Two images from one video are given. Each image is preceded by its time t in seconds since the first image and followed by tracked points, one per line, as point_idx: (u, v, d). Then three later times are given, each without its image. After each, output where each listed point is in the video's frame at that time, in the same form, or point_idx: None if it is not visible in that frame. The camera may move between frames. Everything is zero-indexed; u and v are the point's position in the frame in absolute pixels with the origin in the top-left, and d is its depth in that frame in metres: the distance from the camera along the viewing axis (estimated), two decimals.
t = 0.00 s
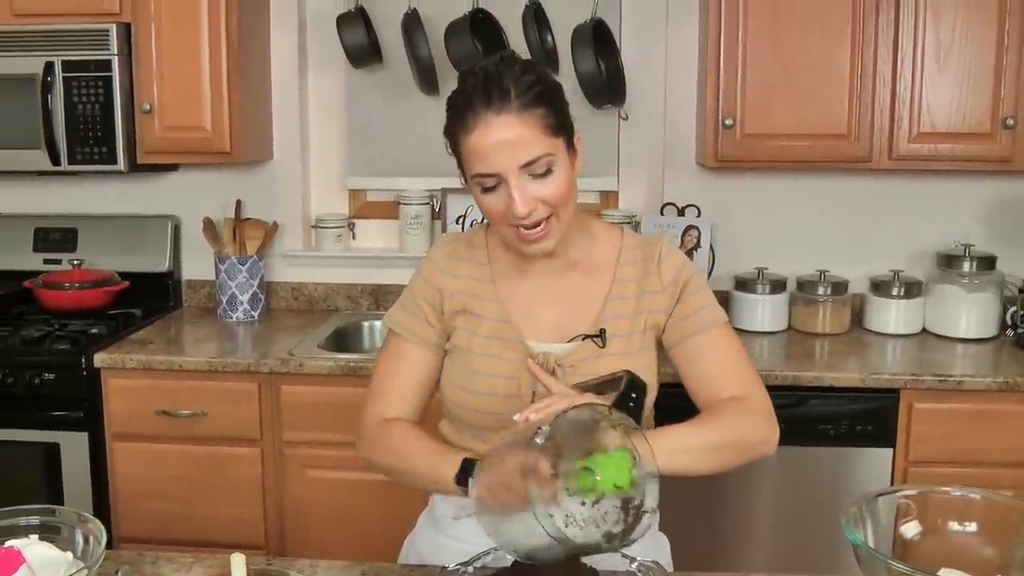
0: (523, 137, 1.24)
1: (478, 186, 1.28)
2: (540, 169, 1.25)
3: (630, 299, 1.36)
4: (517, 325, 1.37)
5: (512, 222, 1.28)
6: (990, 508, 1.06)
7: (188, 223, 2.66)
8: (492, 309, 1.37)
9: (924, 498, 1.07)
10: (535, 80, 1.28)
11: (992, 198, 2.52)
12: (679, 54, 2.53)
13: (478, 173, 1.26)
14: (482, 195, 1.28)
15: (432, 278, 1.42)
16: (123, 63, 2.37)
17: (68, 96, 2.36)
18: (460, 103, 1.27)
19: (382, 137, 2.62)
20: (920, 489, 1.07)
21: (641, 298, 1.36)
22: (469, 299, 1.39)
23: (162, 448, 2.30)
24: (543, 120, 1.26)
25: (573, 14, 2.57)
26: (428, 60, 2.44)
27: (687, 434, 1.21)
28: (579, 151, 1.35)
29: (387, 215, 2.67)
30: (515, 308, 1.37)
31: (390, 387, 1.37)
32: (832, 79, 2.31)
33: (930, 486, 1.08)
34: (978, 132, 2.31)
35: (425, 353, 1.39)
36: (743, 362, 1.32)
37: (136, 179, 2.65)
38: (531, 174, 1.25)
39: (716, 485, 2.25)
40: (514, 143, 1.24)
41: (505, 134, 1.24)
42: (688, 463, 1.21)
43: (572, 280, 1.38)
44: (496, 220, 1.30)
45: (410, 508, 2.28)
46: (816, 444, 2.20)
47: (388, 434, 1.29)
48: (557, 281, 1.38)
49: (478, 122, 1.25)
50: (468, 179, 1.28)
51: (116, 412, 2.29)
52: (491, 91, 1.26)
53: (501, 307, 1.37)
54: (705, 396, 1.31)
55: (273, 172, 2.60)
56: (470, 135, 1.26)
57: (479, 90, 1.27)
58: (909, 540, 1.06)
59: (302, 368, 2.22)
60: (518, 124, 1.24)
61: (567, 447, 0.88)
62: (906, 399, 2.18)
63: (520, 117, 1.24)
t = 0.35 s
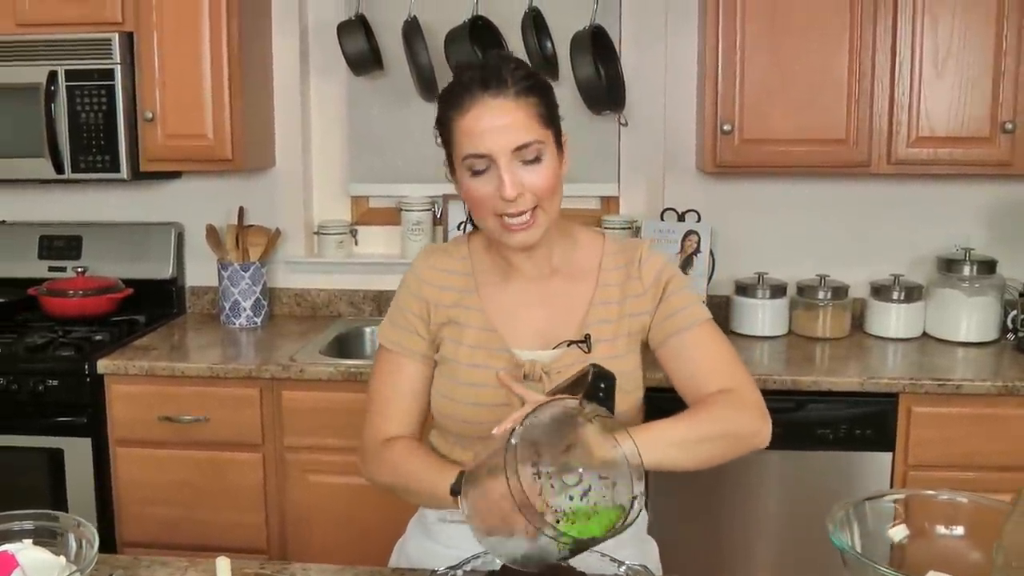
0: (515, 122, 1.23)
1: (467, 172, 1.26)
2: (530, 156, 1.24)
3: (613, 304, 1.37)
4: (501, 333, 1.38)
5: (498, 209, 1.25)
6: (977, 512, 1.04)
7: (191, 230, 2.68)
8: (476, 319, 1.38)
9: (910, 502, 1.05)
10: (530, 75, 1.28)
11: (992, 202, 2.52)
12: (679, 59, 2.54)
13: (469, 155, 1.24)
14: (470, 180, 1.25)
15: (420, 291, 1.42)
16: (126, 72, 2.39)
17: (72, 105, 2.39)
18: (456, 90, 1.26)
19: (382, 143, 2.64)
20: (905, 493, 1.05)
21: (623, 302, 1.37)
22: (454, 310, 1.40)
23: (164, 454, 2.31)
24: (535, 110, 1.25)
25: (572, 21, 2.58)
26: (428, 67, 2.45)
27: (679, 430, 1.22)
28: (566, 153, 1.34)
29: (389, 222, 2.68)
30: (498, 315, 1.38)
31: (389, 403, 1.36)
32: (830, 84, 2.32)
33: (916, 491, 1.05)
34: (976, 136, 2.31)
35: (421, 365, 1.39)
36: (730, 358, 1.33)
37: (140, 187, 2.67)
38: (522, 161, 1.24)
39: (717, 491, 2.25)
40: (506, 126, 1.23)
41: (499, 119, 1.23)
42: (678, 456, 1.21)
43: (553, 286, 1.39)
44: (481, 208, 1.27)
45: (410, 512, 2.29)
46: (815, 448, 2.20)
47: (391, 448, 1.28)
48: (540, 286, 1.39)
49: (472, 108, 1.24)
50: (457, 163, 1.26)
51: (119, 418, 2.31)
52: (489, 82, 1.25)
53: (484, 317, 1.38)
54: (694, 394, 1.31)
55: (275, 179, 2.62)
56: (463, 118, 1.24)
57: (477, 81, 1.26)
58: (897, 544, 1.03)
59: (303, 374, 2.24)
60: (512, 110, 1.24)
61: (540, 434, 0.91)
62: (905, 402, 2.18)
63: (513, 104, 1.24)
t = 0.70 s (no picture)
0: (524, 116, 1.22)
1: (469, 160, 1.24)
2: (534, 153, 1.22)
3: (603, 305, 1.38)
4: (494, 333, 1.38)
5: (494, 201, 1.23)
6: (971, 508, 1.03)
7: (194, 233, 2.70)
8: (466, 319, 1.39)
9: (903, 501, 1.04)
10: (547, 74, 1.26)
11: (994, 198, 2.51)
12: (679, 58, 2.54)
13: (473, 142, 1.23)
14: (470, 169, 1.23)
15: (407, 291, 1.43)
16: (127, 76, 2.40)
17: (74, 109, 2.40)
18: (471, 79, 1.24)
19: (382, 144, 2.65)
20: (899, 491, 1.04)
21: (615, 300, 1.39)
22: (443, 310, 1.41)
23: (167, 456, 2.32)
24: (546, 108, 1.24)
25: (572, 22, 2.58)
26: (427, 68, 2.46)
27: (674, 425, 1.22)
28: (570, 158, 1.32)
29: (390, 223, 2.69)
30: (490, 315, 1.39)
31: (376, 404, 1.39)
32: (828, 81, 2.32)
33: (910, 487, 1.05)
34: (977, 132, 2.31)
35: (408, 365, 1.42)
36: (721, 355, 1.34)
37: (143, 190, 2.69)
38: (525, 156, 1.22)
39: (717, 491, 2.25)
40: (513, 118, 1.21)
41: (510, 109, 1.22)
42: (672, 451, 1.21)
43: (544, 285, 1.40)
44: (477, 198, 1.24)
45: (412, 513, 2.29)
46: (815, 446, 2.20)
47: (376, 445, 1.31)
48: (531, 286, 1.40)
49: (485, 98, 1.22)
50: (461, 153, 1.24)
51: (121, 420, 2.32)
52: (505, 75, 1.23)
53: (476, 316, 1.39)
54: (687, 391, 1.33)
55: (277, 181, 2.64)
56: (474, 105, 1.23)
57: (494, 73, 1.24)
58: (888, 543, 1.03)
59: (304, 375, 2.24)
60: (523, 103, 1.22)
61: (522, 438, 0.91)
62: (906, 400, 2.18)
63: (524, 98, 1.22)
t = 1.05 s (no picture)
0: (501, 136, 1.18)
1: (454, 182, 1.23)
2: (516, 169, 1.20)
3: (602, 306, 1.38)
4: (491, 330, 1.39)
5: (485, 220, 1.23)
6: (959, 509, 1.04)
7: (194, 232, 2.71)
8: (464, 314, 1.40)
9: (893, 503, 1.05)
10: (520, 81, 1.22)
11: (994, 199, 2.51)
12: (678, 59, 2.54)
13: (455, 168, 1.20)
14: (458, 190, 1.22)
15: (406, 284, 1.44)
16: (127, 76, 2.41)
17: (74, 109, 2.41)
18: (442, 99, 1.22)
19: (382, 144, 2.66)
20: (890, 493, 1.05)
21: (613, 301, 1.38)
22: (440, 305, 1.41)
23: (167, 454, 2.33)
24: (522, 122, 1.20)
25: (571, 22, 2.59)
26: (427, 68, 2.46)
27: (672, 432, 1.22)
28: (557, 150, 1.30)
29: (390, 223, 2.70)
30: (488, 312, 1.39)
31: (369, 393, 1.40)
32: (827, 82, 2.31)
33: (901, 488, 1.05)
34: (976, 133, 2.30)
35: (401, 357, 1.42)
36: (721, 358, 1.33)
37: (144, 190, 2.70)
38: (508, 173, 1.20)
39: (716, 491, 2.25)
40: (491, 141, 1.18)
41: (486, 131, 1.18)
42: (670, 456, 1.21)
43: (543, 284, 1.40)
44: (470, 217, 1.24)
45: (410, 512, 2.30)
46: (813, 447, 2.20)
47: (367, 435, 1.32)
48: (529, 285, 1.40)
49: (458, 121, 1.20)
50: (446, 173, 1.22)
51: (121, 419, 2.33)
52: (474, 90, 1.21)
53: (473, 312, 1.39)
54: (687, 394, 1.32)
55: (277, 181, 2.65)
56: (451, 130, 1.20)
57: (463, 89, 1.22)
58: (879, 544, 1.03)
59: (302, 375, 2.25)
60: (497, 121, 1.19)
61: (520, 439, 0.93)
62: (904, 401, 2.17)
63: (498, 115, 1.19)
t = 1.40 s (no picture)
0: (486, 138, 1.19)
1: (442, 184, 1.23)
2: (502, 171, 1.21)
3: (594, 308, 1.37)
4: (482, 331, 1.39)
5: (473, 221, 1.23)
6: (948, 510, 1.04)
7: (195, 232, 2.72)
8: (456, 315, 1.40)
9: (883, 503, 1.05)
10: (505, 82, 1.23)
11: (994, 199, 2.51)
12: (678, 58, 2.55)
13: (442, 170, 1.21)
14: (445, 192, 1.23)
15: (401, 284, 1.45)
16: (128, 76, 2.42)
17: (75, 109, 2.42)
18: (427, 102, 1.23)
19: (381, 144, 2.66)
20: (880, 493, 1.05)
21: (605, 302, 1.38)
22: (434, 306, 1.42)
23: (166, 452, 2.34)
24: (508, 123, 1.21)
25: (571, 22, 2.59)
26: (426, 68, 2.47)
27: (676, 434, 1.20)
28: (546, 150, 1.30)
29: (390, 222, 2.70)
30: (479, 312, 1.40)
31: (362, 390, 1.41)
32: (826, 82, 2.31)
33: (894, 490, 1.05)
34: (975, 133, 2.30)
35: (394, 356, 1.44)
36: (719, 359, 1.32)
37: (145, 189, 2.71)
38: (494, 176, 1.20)
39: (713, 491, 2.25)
40: (476, 143, 1.19)
41: (471, 134, 1.19)
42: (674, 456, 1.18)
43: (535, 286, 1.40)
44: (458, 218, 1.25)
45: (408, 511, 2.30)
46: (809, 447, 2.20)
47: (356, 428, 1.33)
48: (521, 288, 1.40)
49: (442, 123, 1.20)
50: (433, 175, 1.23)
51: (121, 418, 2.34)
52: (458, 93, 1.21)
53: (463, 312, 1.40)
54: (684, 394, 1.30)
55: (277, 180, 2.66)
56: (437, 132, 1.20)
57: (448, 92, 1.22)
58: (869, 543, 1.03)
59: (301, 374, 2.25)
60: (483, 124, 1.19)
61: (529, 435, 0.91)
62: (901, 402, 2.17)
63: (483, 117, 1.20)
